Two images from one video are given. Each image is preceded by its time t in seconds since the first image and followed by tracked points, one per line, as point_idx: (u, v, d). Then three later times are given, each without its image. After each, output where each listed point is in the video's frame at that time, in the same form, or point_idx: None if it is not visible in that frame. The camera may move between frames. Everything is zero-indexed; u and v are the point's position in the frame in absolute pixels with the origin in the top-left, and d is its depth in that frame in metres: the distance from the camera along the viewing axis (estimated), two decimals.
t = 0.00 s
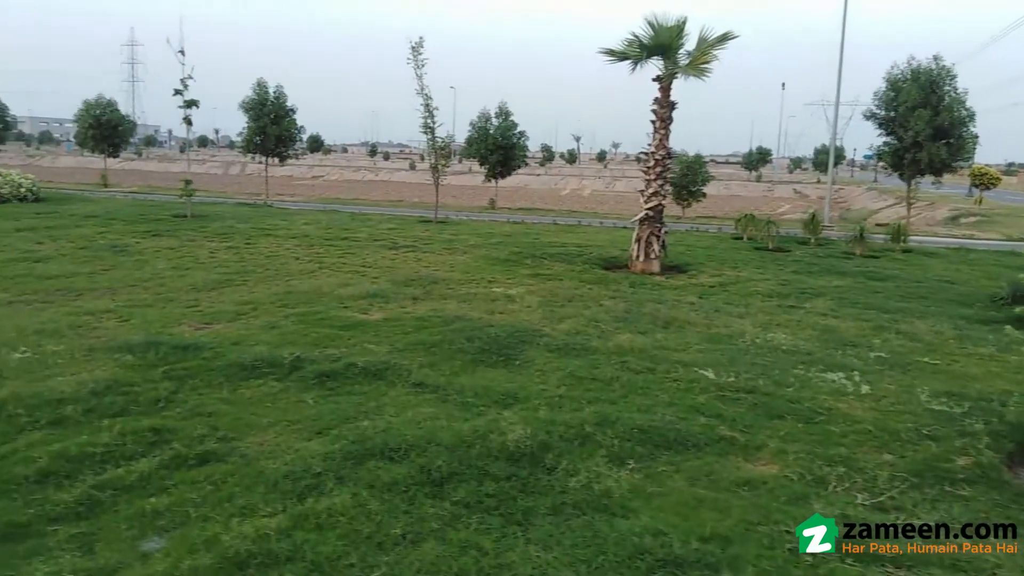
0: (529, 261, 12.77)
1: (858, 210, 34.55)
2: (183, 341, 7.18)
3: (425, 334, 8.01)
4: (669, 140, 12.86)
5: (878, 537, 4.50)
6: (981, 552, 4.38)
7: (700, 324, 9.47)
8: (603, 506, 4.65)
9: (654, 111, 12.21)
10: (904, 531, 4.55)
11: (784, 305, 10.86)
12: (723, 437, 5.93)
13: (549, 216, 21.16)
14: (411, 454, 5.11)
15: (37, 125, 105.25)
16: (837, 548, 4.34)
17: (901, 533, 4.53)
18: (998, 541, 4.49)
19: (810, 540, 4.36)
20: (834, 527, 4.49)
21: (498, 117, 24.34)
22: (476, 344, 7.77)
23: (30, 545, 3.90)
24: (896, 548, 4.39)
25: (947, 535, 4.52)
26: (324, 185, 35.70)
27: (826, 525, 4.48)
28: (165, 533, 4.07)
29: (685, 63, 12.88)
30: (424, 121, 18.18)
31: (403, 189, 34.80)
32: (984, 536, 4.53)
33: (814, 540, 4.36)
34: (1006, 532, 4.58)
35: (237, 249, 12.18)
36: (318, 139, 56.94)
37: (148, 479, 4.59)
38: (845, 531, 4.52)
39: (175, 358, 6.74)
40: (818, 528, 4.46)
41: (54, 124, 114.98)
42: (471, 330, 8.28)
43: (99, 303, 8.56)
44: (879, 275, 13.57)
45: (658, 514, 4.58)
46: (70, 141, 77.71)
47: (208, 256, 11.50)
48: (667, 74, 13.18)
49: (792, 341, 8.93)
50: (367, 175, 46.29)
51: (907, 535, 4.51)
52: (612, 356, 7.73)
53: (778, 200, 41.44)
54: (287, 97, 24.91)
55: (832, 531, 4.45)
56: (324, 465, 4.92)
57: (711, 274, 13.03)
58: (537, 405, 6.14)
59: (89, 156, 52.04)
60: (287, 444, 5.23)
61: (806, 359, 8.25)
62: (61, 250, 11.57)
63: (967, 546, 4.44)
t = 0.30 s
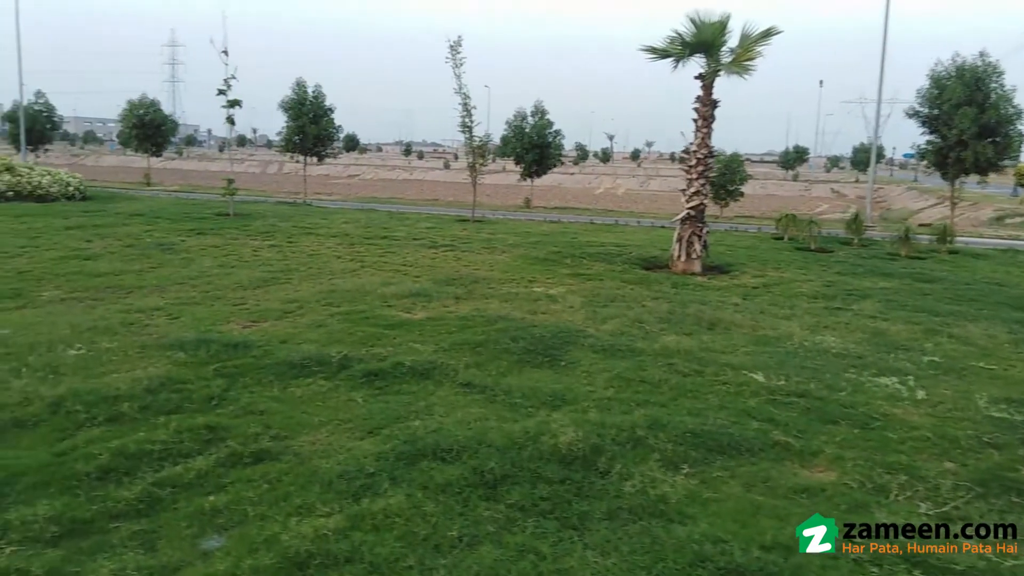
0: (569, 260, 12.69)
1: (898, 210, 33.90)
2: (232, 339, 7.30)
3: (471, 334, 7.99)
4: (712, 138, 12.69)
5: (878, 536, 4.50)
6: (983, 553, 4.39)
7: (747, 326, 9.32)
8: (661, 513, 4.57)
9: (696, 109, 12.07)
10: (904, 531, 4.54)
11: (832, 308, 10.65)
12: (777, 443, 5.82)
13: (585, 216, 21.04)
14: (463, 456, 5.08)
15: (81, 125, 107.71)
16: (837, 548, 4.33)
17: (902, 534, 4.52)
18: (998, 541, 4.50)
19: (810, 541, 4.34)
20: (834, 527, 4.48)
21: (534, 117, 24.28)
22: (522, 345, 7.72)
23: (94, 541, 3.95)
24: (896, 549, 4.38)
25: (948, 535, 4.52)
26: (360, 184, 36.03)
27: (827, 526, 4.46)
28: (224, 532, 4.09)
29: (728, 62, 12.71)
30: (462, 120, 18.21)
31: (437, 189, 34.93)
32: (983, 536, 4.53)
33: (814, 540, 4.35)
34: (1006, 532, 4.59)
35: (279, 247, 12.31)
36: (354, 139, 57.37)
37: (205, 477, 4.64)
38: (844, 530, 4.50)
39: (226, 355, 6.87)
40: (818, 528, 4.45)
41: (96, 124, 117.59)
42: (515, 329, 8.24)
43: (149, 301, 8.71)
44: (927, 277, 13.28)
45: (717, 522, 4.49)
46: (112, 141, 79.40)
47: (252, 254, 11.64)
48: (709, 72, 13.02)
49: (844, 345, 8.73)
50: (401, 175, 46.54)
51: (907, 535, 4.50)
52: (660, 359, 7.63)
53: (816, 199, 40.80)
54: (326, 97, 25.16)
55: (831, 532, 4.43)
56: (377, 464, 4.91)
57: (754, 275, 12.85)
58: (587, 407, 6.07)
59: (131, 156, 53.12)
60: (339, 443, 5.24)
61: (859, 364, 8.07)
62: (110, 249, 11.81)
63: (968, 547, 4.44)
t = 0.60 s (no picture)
0: (619, 261, 12.57)
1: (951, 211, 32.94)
2: (290, 338, 7.37)
3: (525, 336, 7.94)
4: (765, 137, 12.41)
5: (878, 536, 4.45)
6: (983, 552, 4.34)
7: (805, 330, 9.10)
8: (730, 522, 4.45)
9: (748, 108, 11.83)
10: (903, 531, 4.50)
11: (892, 311, 10.35)
12: (845, 451, 5.64)
13: (631, 216, 20.87)
14: (525, 459, 5.02)
15: (133, 126, 110.78)
16: (837, 548, 4.27)
17: (902, 533, 4.47)
18: (998, 541, 4.45)
19: (810, 541, 4.29)
20: (834, 526, 4.43)
21: (579, 116, 24.14)
22: (578, 347, 7.64)
23: (166, 539, 3.98)
24: (895, 549, 4.34)
25: (947, 535, 4.47)
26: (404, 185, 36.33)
27: (826, 525, 4.41)
28: (292, 532, 4.10)
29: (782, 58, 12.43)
30: (509, 120, 18.18)
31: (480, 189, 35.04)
32: (983, 536, 4.48)
33: (814, 540, 4.30)
34: (1006, 532, 4.54)
35: (331, 247, 12.42)
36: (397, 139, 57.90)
37: (271, 476, 4.68)
38: (844, 529, 4.45)
39: (284, 354, 6.93)
40: (818, 528, 4.39)
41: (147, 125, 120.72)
42: (569, 331, 8.16)
43: (207, 299, 8.85)
44: (990, 279, 12.82)
45: (788, 533, 4.36)
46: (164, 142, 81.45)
47: (304, 254, 11.77)
48: (763, 70, 12.75)
49: (907, 351, 8.46)
50: (445, 175, 46.79)
51: (907, 535, 4.45)
52: (717, 362, 7.48)
53: (865, 200, 39.87)
54: (372, 97, 25.41)
55: (831, 531, 4.38)
56: (439, 467, 4.88)
57: (808, 277, 12.56)
58: (647, 411, 5.97)
59: (182, 156, 54.43)
60: (401, 444, 5.23)
61: (924, 370, 7.80)
62: (167, 248, 12.06)
63: (968, 546, 4.39)
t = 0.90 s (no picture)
0: (673, 264, 12.39)
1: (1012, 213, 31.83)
2: (348, 339, 7.40)
3: (583, 340, 7.84)
4: (824, 137, 12.07)
5: (878, 536, 4.41)
6: (984, 553, 4.29)
7: (870, 336, 8.80)
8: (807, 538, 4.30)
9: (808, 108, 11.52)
10: (904, 531, 4.45)
11: (959, 318, 9.97)
12: (924, 464, 5.41)
13: (681, 219, 20.62)
14: (591, 468, 4.93)
15: (185, 129, 113.65)
16: (838, 547, 4.25)
17: (901, 534, 4.43)
18: (999, 542, 4.40)
19: (810, 541, 4.27)
20: (834, 526, 4.40)
21: (627, 116, 23.93)
22: (637, 352, 7.52)
23: (237, 542, 3.99)
24: (895, 549, 4.30)
25: (949, 536, 4.42)
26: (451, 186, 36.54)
27: (827, 525, 4.38)
28: (362, 537, 4.08)
29: (844, 56, 12.11)
30: (559, 121, 18.10)
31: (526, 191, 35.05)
32: (984, 537, 4.43)
33: (813, 540, 4.28)
34: (1006, 532, 4.49)
35: (383, 248, 12.50)
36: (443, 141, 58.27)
37: (338, 480, 4.67)
38: (845, 530, 4.41)
39: (345, 356, 6.96)
40: (818, 528, 4.37)
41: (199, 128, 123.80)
42: (627, 335, 8.03)
43: (265, 300, 8.96)
44: None
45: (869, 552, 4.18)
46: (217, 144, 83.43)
47: (358, 255, 11.86)
48: (823, 68, 12.44)
49: (980, 359, 8.12)
50: (490, 177, 46.90)
51: (907, 536, 4.41)
52: (782, 369, 7.28)
53: (921, 202, 38.72)
54: (420, 98, 25.57)
55: (832, 531, 4.35)
56: (505, 473, 4.82)
57: (869, 281, 12.20)
58: (713, 420, 5.82)
59: (234, 159, 55.66)
60: (464, 449, 5.18)
61: (1000, 380, 7.47)
62: (224, 249, 12.26)
63: (969, 547, 4.35)
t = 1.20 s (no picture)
0: (730, 269, 12.14)
1: None
2: (407, 343, 7.40)
3: (644, 347, 7.70)
4: (888, 140, 11.69)
5: (878, 536, 4.33)
6: (984, 552, 4.24)
7: (943, 346, 8.46)
8: (892, 559, 4.11)
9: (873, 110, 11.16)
10: (903, 530, 4.39)
11: None
12: (1011, 482, 5.14)
13: (735, 223, 20.23)
14: (661, 479, 4.81)
15: (238, 132, 116.26)
16: (838, 548, 4.19)
17: (901, 533, 4.36)
18: (998, 541, 4.35)
19: (810, 541, 4.21)
20: (833, 526, 4.34)
21: (678, 119, 23.62)
22: (700, 360, 7.35)
23: (308, 547, 3.98)
24: (895, 548, 4.23)
25: (948, 535, 4.36)
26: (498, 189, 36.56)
27: (826, 525, 4.33)
28: (430, 545, 4.03)
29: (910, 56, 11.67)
30: (610, 124, 17.94)
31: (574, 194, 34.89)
32: (984, 536, 4.38)
33: (813, 540, 4.22)
34: (1006, 532, 4.44)
35: (436, 251, 12.51)
36: (489, 143, 58.44)
37: (404, 486, 4.64)
38: (845, 530, 4.35)
39: (404, 360, 6.95)
40: (817, 528, 4.31)
41: (250, 132, 126.54)
42: (688, 343, 7.86)
43: (324, 302, 9.03)
44: None
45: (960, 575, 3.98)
46: (269, 147, 85.17)
47: (411, 258, 11.91)
48: (886, 68, 12.01)
49: None
50: (537, 180, 46.86)
51: (906, 535, 4.35)
52: (853, 380, 7.02)
53: (984, 206, 37.41)
54: (469, 102, 25.68)
55: (831, 531, 4.29)
56: (572, 483, 4.73)
57: (936, 288, 11.76)
58: (784, 432, 5.63)
59: (285, 162, 56.67)
60: (529, 457, 5.10)
61: None
62: (280, 251, 12.44)
63: (969, 546, 4.29)
